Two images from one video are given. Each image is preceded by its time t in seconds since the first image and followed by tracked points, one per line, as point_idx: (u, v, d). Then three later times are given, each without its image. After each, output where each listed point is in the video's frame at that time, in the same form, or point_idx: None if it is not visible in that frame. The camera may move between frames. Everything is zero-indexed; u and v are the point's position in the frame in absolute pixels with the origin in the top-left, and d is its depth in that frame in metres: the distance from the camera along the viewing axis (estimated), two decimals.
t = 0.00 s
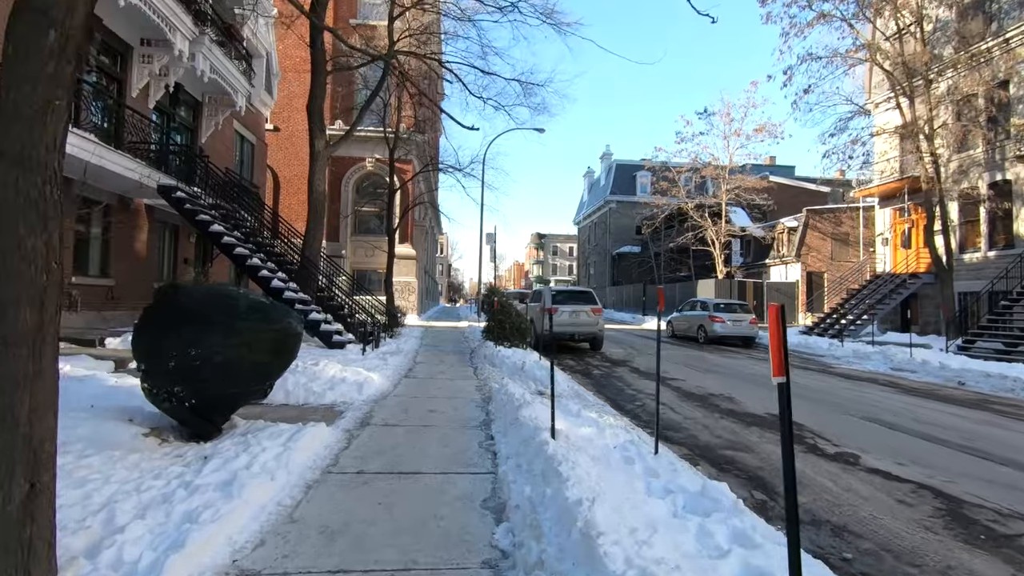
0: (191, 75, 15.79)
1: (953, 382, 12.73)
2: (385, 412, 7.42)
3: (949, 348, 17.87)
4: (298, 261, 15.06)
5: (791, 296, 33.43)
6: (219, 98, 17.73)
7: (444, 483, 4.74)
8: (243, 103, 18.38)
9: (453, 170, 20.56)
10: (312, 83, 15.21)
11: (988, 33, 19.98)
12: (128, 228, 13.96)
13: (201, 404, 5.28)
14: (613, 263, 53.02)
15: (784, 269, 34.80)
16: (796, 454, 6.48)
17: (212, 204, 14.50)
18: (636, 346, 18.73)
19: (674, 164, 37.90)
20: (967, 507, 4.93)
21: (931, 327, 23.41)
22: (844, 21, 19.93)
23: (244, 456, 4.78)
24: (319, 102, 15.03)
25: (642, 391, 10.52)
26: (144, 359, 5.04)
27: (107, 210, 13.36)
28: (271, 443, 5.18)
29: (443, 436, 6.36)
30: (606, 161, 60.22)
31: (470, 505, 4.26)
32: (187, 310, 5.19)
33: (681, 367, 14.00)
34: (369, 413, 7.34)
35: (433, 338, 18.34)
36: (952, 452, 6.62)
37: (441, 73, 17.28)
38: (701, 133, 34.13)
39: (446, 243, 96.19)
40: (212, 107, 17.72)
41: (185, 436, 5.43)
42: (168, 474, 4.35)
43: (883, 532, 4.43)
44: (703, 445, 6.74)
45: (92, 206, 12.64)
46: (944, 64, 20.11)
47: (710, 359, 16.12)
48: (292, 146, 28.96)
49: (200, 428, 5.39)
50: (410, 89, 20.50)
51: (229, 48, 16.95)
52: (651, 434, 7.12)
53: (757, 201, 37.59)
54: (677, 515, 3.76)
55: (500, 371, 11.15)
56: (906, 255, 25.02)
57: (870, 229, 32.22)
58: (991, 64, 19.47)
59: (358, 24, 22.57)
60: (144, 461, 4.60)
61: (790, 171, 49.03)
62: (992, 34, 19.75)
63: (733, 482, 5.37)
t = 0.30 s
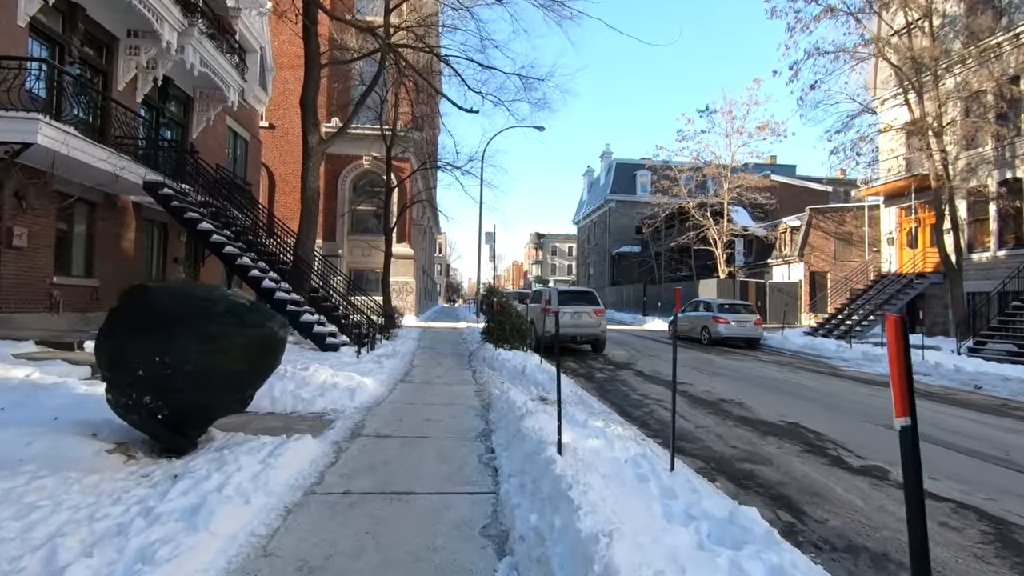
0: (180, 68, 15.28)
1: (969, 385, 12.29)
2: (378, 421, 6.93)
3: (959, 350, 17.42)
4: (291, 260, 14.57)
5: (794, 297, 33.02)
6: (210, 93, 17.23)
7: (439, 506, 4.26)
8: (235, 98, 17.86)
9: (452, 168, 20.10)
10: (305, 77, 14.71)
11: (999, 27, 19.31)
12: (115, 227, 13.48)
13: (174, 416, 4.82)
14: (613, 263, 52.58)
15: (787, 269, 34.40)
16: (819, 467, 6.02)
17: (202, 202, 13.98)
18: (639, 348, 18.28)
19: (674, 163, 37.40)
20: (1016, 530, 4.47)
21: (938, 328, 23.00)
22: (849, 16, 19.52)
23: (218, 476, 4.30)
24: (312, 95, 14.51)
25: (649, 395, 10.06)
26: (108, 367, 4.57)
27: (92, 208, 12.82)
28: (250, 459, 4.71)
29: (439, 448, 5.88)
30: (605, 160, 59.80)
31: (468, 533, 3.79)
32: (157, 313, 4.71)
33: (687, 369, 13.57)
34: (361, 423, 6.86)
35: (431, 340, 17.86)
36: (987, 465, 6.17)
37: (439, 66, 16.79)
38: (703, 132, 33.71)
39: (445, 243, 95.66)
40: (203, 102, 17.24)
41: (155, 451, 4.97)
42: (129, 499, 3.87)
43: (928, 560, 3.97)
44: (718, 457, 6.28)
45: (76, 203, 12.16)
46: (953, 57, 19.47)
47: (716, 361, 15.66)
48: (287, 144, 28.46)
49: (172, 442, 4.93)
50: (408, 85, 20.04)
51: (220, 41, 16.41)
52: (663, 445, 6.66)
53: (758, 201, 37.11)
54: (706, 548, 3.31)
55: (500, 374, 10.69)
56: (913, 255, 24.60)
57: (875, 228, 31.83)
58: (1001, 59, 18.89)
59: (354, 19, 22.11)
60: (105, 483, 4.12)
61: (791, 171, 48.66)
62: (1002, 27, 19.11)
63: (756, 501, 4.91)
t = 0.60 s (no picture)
0: (167, 58, 14.76)
1: (987, 388, 11.82)
2: (367, 429, 6.40)
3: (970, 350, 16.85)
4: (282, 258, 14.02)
5: (797, 296, 32.56)
6: (200, 86, 16.71)
7: (431, 532, 3.75)
8: (226, 91, 17.31)
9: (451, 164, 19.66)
10: (297, 68, 14.17)
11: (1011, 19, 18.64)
12: (98, 223, 12.94)
13: (134, 428, 4.29)
14: (613, 262, 52.10)
15: (790, 268, 33.93)
16: (848, 480, 5.53)
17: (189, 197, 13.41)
18: (642, 349, 17.78)
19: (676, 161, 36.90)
20: None
21: (946, 328, 22.51)
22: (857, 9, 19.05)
23: (178, 497, 3.77)
24: (304, 87, 13.99)
25: (656, 400, 9.54)
26: (58, 372, 4.07)
27: (73, 203, 12.31)
28: (218, 476, 4.19)
29: (433, 461, 5.35)
30: (605, 159, 59.34)
31: (464, 568, 3.27)
32: (114, 312, 4.20)
33: (693, 371, 13.05)
34: (350, 431, 6.34)
35: (428, 340, 17.36)
36: None
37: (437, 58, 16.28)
38: (704, 129, 33.23)
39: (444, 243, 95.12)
40: (192, 95, 16.72)
41: (115, 466, 4.44)
42: (71, 526, 3.36)
43: None
44: (737, 469, 5.78)
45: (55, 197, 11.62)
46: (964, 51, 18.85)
47: (722, 362, 15.17)
48: (281, 140, 27.91)
49: (134, 457, 4.40)
50: (405, 78, 19.55)
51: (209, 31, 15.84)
52: (676, 456, 6.14)
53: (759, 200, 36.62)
54: None
55: (500, 377, 10.16)
56: (920, 254, 24.16)
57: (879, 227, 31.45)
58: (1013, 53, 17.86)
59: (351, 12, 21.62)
60: (46, 507, 3.60)
61: (792, 169, 48.21)
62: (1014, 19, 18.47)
63: (784, 521, 4.42)
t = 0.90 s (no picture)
0: (156, 50, 14.24)
1: (1009, 393, 11.36)
2: (360, 443, 5.87)
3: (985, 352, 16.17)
4: (275, 258, 13.50)
5: (801, 297, 32.15)
6: (191, 80, 16.21)
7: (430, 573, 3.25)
8: (218, 85, 16.75)
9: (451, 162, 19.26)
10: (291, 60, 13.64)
11: None
12: (82, 221, 12.41)
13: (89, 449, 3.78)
14: (613, 262, 51.63)
15: (794, 269, 33.49)
16: (887, 500, 5.05)
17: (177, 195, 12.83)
18: (647, 352, 17.28)
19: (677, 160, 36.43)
20: None
21: (957, 330, 22.03)
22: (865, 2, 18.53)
23: (136, 534, 3.27)
24: (297, 79, 13.48)
25: (668, 407, 9.04)
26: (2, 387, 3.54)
27: (56, 199, 11.79)
28: (187, 504, 3.68)
29: (431, 481, 4.83)
30: (605, 158, 58.87)
31: None
32: (66, 317, 3.65)
33: (703, 375, 12.55)
34: (341, 444, 5.84)
35: (428, 342, 16.88)
36: None
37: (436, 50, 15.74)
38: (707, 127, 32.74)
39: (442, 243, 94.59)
40: (183, 90, 16.21)
41: (71, 492, 3.92)
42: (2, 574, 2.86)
43: None
44: (764, 488, 5.31)
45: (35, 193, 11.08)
46: (976, 45, 17.98)
47: (730, 365, 14.70)
48: (276, 138, 27.34)
49: (91, 481, 3.88)
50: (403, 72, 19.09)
51: (200, 23, 15.28)
52: (695, 473, 5.66)
53: (762, 199, 36.14)
54: None
55: (502, 383, 9.65)
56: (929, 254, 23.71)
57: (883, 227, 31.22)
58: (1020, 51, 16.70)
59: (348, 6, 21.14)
60: None
61: (794, 169, 47.70)
62: None
63: (826, 553, 3.95)
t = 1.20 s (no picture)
0: (144, 42, 13.72)
1: None
2: (353, 460, 5.36)
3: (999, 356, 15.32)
4: (268, 257, 12.96)
5: (806, 297, 31.73)
6: (182, 73, 15.66)
7: None
8: (210, 79, 16.16)
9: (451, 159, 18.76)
10: (284, 51, 13.11)
11: None
12: (66, 218, 11.87)
13: (38, 474, 3.30)
14: (614, 262, 51.16)
15: (798, 269, 33.04)
16: (938, 527, 4.56)
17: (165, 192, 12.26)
18: (652, 354, 16.79)
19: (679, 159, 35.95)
20: None
21: (967, 332, 21.58)
22: None
23: None
24: (291, 71, 12.95)
25: (682, 416, 8.53)
26: None
27: (38, 195, 11.26)
28: (148, 544, 3.17)
29: (432, 507, 4.31)
30: (605, 157, 58.45)
31: None
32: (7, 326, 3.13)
33: (713, 379, 12.05)
34: (332, 461, 5.33)
35: (427, 345, 16.37)
36: None
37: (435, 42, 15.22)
38: (710, 125, 32.27)
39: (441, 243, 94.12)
40: (174, 83, 15.68)
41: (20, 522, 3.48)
42: None
43: None
44: (799, 511, 4.81)
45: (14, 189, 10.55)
46: (987, 39, 17.23)
47: (740, 368, 14.23)
48: (272, 135, 26.81)
49: (41, 512, 3.43)
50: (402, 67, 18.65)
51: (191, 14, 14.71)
52: (721, 493, 5.16)
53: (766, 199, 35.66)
54: None
55: (505, 390, 9.12)
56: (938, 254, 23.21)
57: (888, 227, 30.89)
58: None
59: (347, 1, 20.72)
60: None
61: (796, 168, 47.24)
62: None
63: None
